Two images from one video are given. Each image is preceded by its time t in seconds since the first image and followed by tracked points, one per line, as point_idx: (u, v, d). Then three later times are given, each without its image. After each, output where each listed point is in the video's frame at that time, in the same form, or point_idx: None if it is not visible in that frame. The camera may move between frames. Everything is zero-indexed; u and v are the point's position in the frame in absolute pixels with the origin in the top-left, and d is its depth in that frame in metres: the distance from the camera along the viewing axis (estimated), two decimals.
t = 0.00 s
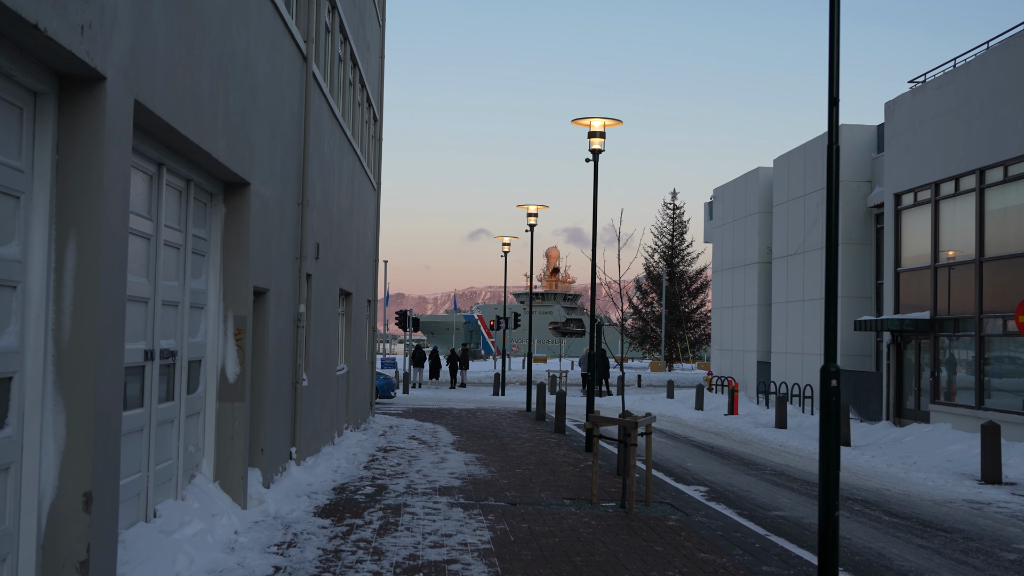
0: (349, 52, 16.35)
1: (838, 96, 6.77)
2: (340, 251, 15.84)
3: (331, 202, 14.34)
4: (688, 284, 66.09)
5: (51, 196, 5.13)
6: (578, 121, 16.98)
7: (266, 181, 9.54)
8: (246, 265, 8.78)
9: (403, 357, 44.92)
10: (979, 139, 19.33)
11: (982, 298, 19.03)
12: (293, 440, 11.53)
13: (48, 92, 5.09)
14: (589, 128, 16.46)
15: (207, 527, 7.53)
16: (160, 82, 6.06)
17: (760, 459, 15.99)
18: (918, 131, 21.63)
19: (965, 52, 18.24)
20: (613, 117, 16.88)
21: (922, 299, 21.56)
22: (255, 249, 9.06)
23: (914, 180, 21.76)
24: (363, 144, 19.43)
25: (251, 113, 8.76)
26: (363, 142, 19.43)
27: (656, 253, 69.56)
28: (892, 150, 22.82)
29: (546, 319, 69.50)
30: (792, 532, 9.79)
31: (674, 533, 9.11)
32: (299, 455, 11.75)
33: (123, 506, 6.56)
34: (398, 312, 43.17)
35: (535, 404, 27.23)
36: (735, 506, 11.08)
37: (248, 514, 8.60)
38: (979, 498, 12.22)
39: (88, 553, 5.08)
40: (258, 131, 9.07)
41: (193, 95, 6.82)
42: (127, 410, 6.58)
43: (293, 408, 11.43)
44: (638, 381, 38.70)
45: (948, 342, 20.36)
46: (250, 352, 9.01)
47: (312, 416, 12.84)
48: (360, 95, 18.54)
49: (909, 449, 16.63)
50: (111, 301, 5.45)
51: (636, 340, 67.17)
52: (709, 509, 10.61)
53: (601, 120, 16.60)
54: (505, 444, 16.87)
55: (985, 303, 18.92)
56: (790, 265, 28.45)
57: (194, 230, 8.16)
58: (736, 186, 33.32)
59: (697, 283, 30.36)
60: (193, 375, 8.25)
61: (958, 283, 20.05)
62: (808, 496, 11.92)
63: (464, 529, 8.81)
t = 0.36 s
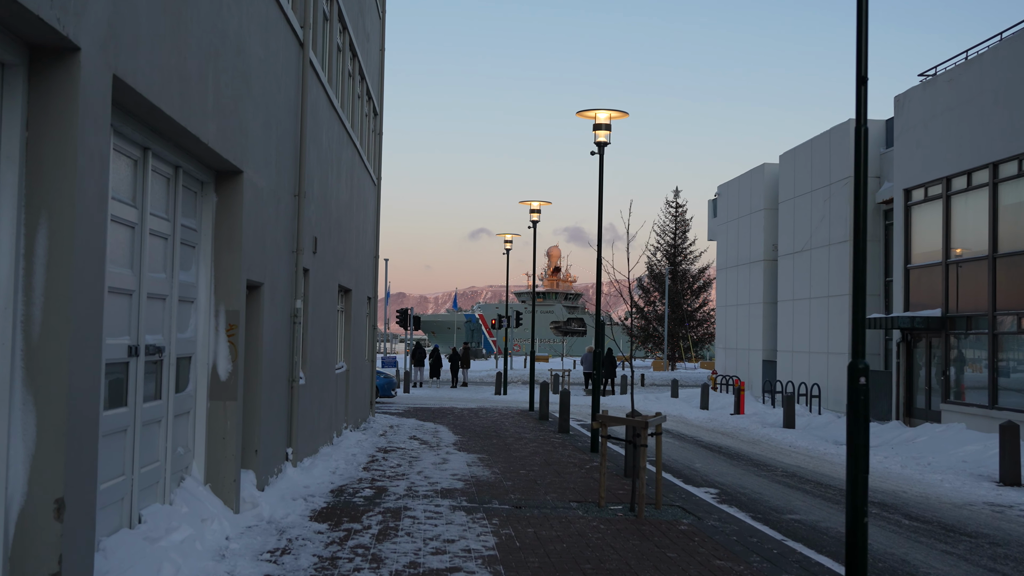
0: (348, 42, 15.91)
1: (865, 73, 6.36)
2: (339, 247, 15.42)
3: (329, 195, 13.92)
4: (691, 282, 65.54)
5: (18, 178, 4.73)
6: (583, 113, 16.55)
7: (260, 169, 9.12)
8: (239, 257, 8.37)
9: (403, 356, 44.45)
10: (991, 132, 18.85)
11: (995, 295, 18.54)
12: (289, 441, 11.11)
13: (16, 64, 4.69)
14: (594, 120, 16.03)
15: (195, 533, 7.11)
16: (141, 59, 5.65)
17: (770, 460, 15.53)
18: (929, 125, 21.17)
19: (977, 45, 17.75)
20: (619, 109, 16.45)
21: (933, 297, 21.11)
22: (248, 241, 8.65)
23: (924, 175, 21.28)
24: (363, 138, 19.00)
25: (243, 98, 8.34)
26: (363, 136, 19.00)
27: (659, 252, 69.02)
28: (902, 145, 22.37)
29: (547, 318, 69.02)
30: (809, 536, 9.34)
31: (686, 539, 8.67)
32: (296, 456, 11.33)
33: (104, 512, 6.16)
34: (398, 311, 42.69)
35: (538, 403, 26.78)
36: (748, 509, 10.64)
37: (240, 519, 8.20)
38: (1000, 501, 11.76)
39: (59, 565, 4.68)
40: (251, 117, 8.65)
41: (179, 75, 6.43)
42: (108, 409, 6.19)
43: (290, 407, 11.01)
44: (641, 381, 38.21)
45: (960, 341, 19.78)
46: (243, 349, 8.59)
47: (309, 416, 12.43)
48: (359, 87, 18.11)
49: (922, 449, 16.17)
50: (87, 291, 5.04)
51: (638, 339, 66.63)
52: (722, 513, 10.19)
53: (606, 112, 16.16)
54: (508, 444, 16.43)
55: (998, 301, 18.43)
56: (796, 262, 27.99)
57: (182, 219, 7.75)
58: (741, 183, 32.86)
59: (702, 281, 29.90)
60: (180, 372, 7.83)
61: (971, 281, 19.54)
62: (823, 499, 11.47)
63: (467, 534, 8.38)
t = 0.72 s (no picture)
0: (347, 35, 15.51)
1: (898, 58, 5.97)
2: (337, 245, 15.01)
3: (326, 192, 13.52)
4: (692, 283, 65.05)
5: None
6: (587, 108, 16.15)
7: (253, 163, 8.72)
8: (230, 254, 7.97)
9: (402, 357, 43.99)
10: (1004, 129, 18.41)
11: (1009, 295, 18.08)
12: (285, 446, 10.71)
13: None
14: (599, 115, 15.64)
15: (182, 545, 6.72)
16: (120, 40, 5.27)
17: (780, 465, 15.11)
18: (939, 121, 20.73)
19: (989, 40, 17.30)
20: (625, 104, 16.04)
21: (942, 297, 20.71)
22: (240, 237, 8.25)
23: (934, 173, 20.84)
24: (362, 134, 18.59)
25: (235, 88, 7.95)
26: (362, 132, 18.59)
27: (660, 252, 68.55)
28: (911, 142, 21.95)
29: (548, 318, 68.57)
30: (827, 546, 8.92)
31: (699, 550, 8.25)
32: (292, 462, 10.93)
33: (83, 525, 5.77)
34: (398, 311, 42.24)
35: (540, 405, 26.35)
36: (762, 517, 10.22)
37: (232, 529, 7.81)
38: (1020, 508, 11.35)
39: None
40: (243, 108, 8.25)
41: (163, 59, 6.06)
42: (87, 415, 5.79)
43: (285, 410, 10.62)
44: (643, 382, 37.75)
45: (973, 343, 19.28)
46: (235, 351, 8.19)
47: (306, 419, 12.03)
48: (359, 82, 17.72)
49: (935, 453, 15.74)
50: (61, 290, 4.67)
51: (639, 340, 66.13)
52: (735, 521, 9.79)
53: (612, 108, 15.76)
54: (512, 448, 16.02)
55: (1012, 301, 17.98)
56: (802, 262, 27.56)
57: (170, 214, 7.36)
58: (745, 181, 32.45)
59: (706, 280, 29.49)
60: (167, 375, 7.44)
61: (983, 280, 19.11)
62: (838, 506, 11.05)
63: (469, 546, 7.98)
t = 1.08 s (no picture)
0: (344, 27, 15.10)
1: (933, 39, 5.62)
2: (334, 243, 14.60)
3: (323, 189, 13.12)
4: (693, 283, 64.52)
5: None
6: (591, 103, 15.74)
7: (244, 156, 8.32)
8: (220, 251, 7.56)
9: (401, 358, 43.61)
10: (1016, 125, 17.94)
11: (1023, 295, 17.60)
12: (279, 451, 10.29)
13: None
14: (603, 110, 15.23)
15: (167, 560, 6.31)
16: (94, 16, 4.87)
17: (789, 468, 14.70)
18: (948, 117, 20.21)
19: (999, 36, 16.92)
20: (629, 99, 15.63)
21: (951, 297, 20.27)
22: (230, 233, 7.84)
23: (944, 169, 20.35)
24: (360, 130, 18.20)
25: (225, 75, 7.53)
26: (360, 129, 18.21)
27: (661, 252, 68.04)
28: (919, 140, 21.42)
29: (548, 318, 68.15)
30: (847, 556, 8.50)
31: (713, 562, 7.84)
32: (286, 467, 10.52)
33: (56, 541, 5.36)
34: (397, 311, 41.83)
35: (541, 407, 25.92)
36: (777, 526, 9.81)
37: (220, 541, 7.39)
38: None
39: None
40: (234, 96, 7.83)
41: (144, 39, 5.66)
42: (60, 422, 5.38)
43: (279, 415, 10.19)
44: (644, 383, 37.36)
45: (983, 345, 18.82)
46: (225, 352, 7.77)
47: (301, 423, 11.62)
48: (356, 77, 17.30)
49: (948, 457, 15.32)
50: (28, 288, 4.26)
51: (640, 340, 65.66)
52: (749, 530, 9.39)
53: (616, 102, 15.35)
54: (513, 451, 15.62)
55: None
56: (806, 261, 27.16)
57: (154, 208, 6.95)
58: (748, 180, 32.05)
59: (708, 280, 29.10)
60: (151, 378, 7.03)
61: (994, 279, 18.64)
62: (854, 513, 10.64)
63: (471, 558, 7.56)
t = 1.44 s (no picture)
0: (338, 15, 14.69)
1: (965, 5, 5.28)
2: (328, 236, 14.18)
3: (316, 180, 12.71)
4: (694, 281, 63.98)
5: None
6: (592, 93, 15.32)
7: (230, 140, 7.91)
8: (202, 238, 7.16)
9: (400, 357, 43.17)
10: None
11: None
12: (268, 451, 9.89)
13: None
14: (605, 100, 14.82)
15: (141, 567, 5.90)
16: None
17: (796, 468, 14.29)
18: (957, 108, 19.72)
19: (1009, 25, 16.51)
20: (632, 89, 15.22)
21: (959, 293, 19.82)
22: (214, 220, 7.44)
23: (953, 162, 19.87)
24: (356, 123, 17.80)
25: (207, 53, 7.13)
26: (356, 121, 17.81)
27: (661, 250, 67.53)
28: (926, 132, 20.97)
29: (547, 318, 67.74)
30: (863, 560, 8.08)
31: (722, 567, 7.43)
32: (277, 468, 10.10)
33: (17, 548, 4.96)
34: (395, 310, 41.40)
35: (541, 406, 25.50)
36: (787, 528, 9.39)
37: (203, 546, 6.98)
38: None
39: None
40: (217, 76, 7.43)
41: (112, 5, 5.26)
42: (20, 419, 4.97)
43: (268, 413, 9.79)
44: (645, 382, 36.94)
45: (992, 343, 18.30)
46: (208, 346, 7.36)
47: (293, 422, 11.22)
48: (352, 68, 16.90)
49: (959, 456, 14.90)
50: None
51: (640, 339, 65.18)
52: (759, 533, 8.99)
53: (618, 92, 14.93)
54: (513, 451, 15.21)
55: None
56: (810, 257, 26.75)
57: (130, 192, 6.54)
58: (751, 176, 31.63)
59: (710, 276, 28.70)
60: (128, 373, 6.62)
61: (1004, 275, 18.18)
62: (866, 515, 10.22)
63: (468, 563, 7.15)
